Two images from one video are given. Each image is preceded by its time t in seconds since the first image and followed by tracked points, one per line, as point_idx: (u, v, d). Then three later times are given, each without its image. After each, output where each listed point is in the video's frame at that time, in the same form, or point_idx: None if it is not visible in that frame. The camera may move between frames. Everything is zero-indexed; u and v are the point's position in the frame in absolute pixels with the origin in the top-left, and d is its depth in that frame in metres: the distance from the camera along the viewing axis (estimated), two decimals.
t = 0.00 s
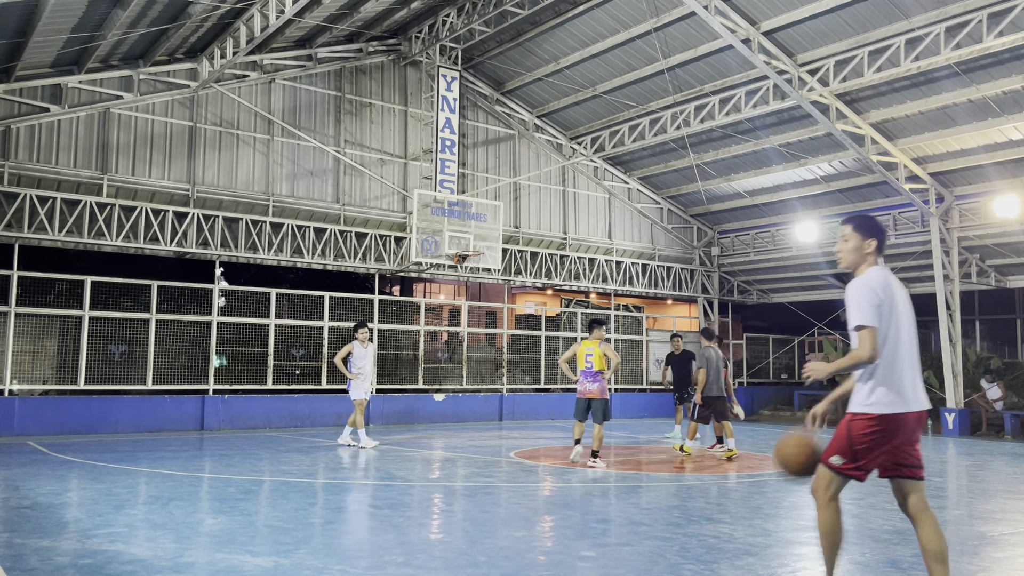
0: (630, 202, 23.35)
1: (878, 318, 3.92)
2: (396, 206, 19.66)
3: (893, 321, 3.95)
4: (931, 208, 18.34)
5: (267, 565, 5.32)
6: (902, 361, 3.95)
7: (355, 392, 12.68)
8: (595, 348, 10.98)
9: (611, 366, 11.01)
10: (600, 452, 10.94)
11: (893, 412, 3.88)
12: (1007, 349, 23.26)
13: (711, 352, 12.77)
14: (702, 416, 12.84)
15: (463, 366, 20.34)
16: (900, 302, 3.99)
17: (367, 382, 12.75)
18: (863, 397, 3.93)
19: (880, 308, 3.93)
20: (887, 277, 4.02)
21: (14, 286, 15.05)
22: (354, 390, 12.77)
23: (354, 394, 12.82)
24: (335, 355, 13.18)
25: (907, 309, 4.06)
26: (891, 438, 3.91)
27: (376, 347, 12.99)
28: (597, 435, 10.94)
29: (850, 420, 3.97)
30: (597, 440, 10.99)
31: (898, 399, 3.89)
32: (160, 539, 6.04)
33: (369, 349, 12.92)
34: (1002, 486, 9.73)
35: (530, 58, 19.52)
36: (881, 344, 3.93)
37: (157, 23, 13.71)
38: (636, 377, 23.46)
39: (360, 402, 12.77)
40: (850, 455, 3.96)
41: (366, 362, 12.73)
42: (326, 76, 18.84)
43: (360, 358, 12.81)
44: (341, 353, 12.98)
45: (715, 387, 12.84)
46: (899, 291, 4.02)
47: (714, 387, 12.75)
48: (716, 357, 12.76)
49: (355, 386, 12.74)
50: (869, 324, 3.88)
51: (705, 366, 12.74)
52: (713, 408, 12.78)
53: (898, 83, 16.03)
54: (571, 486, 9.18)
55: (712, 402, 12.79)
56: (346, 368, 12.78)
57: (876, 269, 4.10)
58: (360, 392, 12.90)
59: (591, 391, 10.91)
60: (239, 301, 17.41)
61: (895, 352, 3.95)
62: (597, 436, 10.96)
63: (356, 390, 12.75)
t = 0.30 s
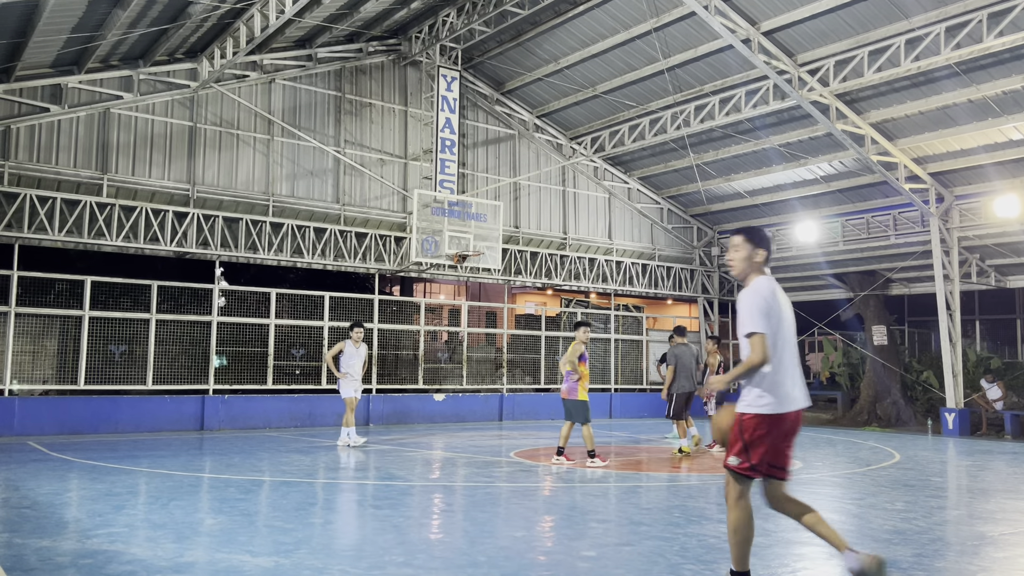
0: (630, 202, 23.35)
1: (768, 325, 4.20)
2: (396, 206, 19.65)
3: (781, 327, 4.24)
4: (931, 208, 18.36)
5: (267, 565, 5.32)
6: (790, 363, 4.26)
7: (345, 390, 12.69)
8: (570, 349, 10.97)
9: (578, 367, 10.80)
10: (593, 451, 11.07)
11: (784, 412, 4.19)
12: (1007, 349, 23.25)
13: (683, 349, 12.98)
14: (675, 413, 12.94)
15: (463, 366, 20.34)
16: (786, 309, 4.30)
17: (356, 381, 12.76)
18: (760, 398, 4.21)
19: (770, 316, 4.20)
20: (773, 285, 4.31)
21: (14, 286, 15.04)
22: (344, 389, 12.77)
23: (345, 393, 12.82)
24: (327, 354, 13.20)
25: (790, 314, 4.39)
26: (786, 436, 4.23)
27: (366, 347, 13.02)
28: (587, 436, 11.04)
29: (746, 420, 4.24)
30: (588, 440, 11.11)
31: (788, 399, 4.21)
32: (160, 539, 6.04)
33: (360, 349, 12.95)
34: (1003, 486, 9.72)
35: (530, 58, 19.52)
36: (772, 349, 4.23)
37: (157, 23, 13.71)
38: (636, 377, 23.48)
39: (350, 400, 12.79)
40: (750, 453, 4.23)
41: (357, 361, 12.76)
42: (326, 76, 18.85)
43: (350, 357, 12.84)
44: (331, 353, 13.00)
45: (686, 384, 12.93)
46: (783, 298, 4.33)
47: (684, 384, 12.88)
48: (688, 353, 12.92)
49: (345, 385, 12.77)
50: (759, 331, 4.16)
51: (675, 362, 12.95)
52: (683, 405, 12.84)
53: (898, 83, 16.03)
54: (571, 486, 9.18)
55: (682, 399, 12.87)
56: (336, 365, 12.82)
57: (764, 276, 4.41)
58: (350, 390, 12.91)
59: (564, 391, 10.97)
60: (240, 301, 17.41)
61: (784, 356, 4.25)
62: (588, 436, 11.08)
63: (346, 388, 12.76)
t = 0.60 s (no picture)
0: (630, 202, 23.35)
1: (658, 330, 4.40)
2: (396, 206, 19.65)
3: (676, 332, 4.40)
4: (931, 208, 18.36)
5: (267, 565, 5.32)
6: (692, 362, 4.40)
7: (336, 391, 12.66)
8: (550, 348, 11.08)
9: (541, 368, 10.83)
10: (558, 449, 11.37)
11: (691, 408, 4.33)
12: (1007, 349, 23.25)
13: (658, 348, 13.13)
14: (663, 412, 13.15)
15: (463, 366, 20.35)
16: (686, 312, 4.42)
17: (349, 381, 12.76)
18: (667, 399, 4.40)
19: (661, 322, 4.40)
20: (672, 290, 4.45)
21: (14, 286, 15.03)
22: (335, 389, 12.79)
23: (335, 393, 12.83)
24: (321, 354, 13.20)
25: (703, 313, 4.48)
26: (702, 426, 4.37)
27: (359, 348, 12.94)
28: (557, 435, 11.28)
29: (664, 421, 4.38)
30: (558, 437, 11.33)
31: (693, 394, 4.34)
32: (160, 539, 6.04)
33: (353, 350, 12.89)
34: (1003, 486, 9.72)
35: (530, 58, 19.51)
36: (668, 351, 4.43)
37: (157, 23, 13.71)
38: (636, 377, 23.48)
39: (341, 400, 12.78)
40: (688, 446, 4.31)
41: (349, 362, 12.73)
42: (326, 76, 18.84)
43: (342, 357, 12.81)
44: (325, 352, 12.99)
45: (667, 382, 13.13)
46: (686, 300, 4.44)
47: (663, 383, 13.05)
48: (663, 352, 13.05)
49: (337, 385, 12.75)
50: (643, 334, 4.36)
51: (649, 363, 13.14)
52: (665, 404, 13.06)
53: (898, 83, 16.03)
54: (571, 487, 9.18)
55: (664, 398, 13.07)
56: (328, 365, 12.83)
57: (675, 280, 4.53)
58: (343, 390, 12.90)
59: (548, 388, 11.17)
60: (240, 301, 17.41)
61: (687, 357, 4.40)
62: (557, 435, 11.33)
63: (337, 388, 12.77)
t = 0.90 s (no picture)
0: (630, 202, 23.35)
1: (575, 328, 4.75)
2: (396, 206, 19.65)
3: (592, 333, 4.74)
4: (931, 208, 18.36)
5: (268, 566, 5.32)
6: (605, 362, 4.71)
7: (324, 392, 12.65)
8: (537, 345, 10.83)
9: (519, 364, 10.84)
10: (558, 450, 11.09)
11: (594, 406, 4.67)
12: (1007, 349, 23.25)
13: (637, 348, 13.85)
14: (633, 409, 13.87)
15: (463, 366, 20.37)
16: (606, 315, 4.76)
17: (337, 381, 12.75)
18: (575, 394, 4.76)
19: (579, 321, 4.75)
20: (595, 294, 4.80)
21: (14, 286, 15.03)
22: (322, 390, 12.77)
23: (321, 394, 12.82)
24: (305, 355, 13.18)
25: (623, 319, 4.82)
26: (606, 426, 4.70)
27: (347, 348, 12.97)
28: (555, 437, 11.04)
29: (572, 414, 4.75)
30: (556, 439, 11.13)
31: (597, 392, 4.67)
32: (160, 539, 6.04)
33: (341, 350, 12.92)
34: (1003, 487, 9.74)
35: (530, 58, 19.50)
36: (582, 348, 4.77)
37: (157, 23, 13.71)
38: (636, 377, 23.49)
39: (329, 401, 12.77)
40: (579, 439, 4.69)
41: (336, 363, 12.74)
42: (326, 76, 18.84)
43: (330, 358, 12.82)
44: (312, 353, 13.01)
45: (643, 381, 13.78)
46: (608, 305, 4.78)
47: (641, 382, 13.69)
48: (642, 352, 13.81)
49: (325, 386, 12.74)
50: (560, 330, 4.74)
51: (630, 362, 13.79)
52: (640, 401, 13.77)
53: (898, 84, 16.03)
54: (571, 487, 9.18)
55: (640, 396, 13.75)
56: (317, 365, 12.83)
57: (600, 285, 4.87)
58: (332, 391, 12.88)
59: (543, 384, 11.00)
60: (240, 301, 17.43)
61: (599, 357, 4.72)
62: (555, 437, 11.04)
63: (324, 389, 12.75)
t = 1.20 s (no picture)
0: (630, 203, 23.35)
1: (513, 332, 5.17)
2: (396, 206, 19.64)
3: (528, 335, 5.14)
4: (931, 209, 18.36)
5: (268, 566, 5.32)
6: (542, 364, 5.10)
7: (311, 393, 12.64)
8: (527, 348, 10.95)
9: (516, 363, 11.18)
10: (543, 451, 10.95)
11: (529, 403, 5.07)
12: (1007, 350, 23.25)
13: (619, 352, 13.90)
14: (614, 412, 13.99)
15: (463, 367, 20.38)
16: (541, 321, 5.16)
17: (324, 383, 12.73)
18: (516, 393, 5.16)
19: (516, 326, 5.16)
20: (530, 301, 5.21)
21: (14, 287, 15.03)
22: (309, 391, 12.76)
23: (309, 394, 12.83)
24: (293, 356, 13.15)
25: (557, 324, 5.21)
26: (540, 421, 5.09)
27: (336, 348, 12.97)
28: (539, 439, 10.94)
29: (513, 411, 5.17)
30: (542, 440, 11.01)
31: (536, 392, 5.06)
32: (161, 540, 6.03)
33: (329, 350, 12.93)
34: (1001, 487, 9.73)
35: (530, 59, 19.50)
36: (521, 351, 5.17)
37: (156, 24, 13.71)
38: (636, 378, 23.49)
39: (317, 403, 12.75)
40: (516, 438, 5.12)
41: (323, 363, 12.73)
42: (326, 77, 18.85)
43: (318, 358, 12.82)
44: (299, 355, 12.99)
45: (625, 384, 13.91)
46: (543, 311, 5.18)
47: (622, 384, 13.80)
48: (623, 356, 13.86)
49: (311, 387, 12.73)
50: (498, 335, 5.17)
51: (612, 365, 13.86)
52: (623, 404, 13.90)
53: (898, 84, 16.04)
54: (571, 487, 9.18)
55: (621, 398, 13.87)
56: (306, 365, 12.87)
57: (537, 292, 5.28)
58: (319, 391, 12.88)
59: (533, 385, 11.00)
60: (240, 301, 17.44)
61: (534, 357, 5.12)
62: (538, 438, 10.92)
63: (312, 390, 12.75)
